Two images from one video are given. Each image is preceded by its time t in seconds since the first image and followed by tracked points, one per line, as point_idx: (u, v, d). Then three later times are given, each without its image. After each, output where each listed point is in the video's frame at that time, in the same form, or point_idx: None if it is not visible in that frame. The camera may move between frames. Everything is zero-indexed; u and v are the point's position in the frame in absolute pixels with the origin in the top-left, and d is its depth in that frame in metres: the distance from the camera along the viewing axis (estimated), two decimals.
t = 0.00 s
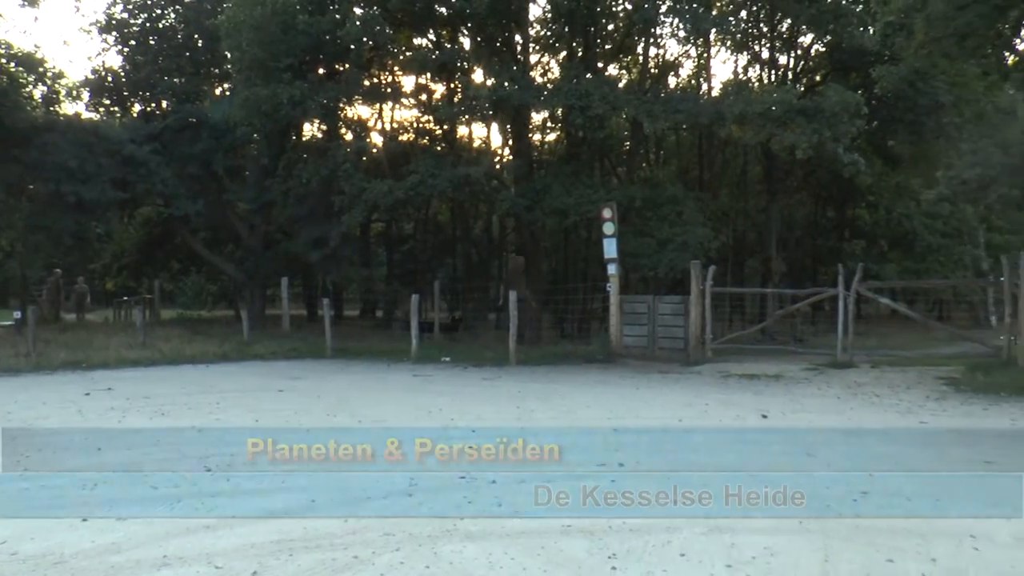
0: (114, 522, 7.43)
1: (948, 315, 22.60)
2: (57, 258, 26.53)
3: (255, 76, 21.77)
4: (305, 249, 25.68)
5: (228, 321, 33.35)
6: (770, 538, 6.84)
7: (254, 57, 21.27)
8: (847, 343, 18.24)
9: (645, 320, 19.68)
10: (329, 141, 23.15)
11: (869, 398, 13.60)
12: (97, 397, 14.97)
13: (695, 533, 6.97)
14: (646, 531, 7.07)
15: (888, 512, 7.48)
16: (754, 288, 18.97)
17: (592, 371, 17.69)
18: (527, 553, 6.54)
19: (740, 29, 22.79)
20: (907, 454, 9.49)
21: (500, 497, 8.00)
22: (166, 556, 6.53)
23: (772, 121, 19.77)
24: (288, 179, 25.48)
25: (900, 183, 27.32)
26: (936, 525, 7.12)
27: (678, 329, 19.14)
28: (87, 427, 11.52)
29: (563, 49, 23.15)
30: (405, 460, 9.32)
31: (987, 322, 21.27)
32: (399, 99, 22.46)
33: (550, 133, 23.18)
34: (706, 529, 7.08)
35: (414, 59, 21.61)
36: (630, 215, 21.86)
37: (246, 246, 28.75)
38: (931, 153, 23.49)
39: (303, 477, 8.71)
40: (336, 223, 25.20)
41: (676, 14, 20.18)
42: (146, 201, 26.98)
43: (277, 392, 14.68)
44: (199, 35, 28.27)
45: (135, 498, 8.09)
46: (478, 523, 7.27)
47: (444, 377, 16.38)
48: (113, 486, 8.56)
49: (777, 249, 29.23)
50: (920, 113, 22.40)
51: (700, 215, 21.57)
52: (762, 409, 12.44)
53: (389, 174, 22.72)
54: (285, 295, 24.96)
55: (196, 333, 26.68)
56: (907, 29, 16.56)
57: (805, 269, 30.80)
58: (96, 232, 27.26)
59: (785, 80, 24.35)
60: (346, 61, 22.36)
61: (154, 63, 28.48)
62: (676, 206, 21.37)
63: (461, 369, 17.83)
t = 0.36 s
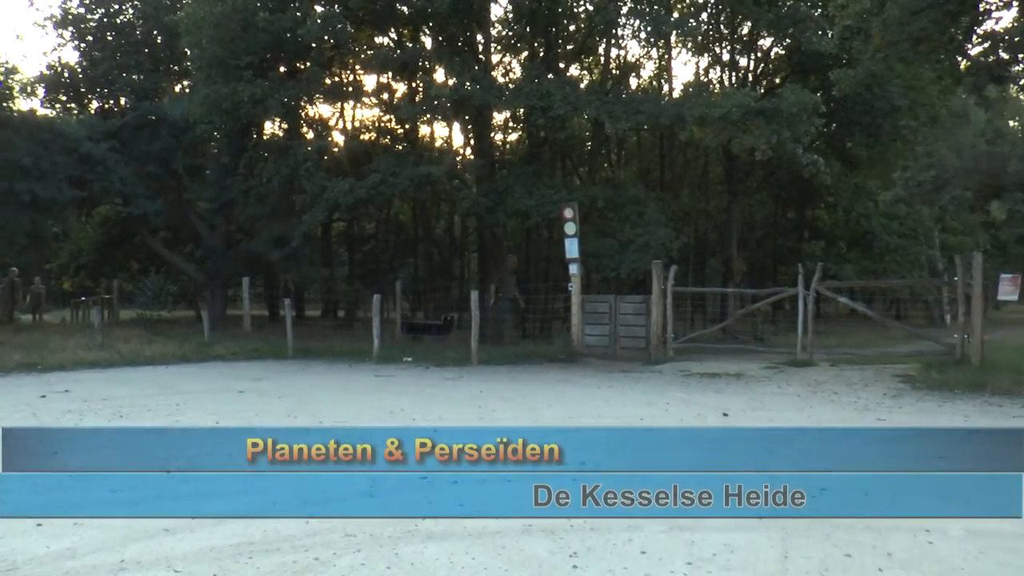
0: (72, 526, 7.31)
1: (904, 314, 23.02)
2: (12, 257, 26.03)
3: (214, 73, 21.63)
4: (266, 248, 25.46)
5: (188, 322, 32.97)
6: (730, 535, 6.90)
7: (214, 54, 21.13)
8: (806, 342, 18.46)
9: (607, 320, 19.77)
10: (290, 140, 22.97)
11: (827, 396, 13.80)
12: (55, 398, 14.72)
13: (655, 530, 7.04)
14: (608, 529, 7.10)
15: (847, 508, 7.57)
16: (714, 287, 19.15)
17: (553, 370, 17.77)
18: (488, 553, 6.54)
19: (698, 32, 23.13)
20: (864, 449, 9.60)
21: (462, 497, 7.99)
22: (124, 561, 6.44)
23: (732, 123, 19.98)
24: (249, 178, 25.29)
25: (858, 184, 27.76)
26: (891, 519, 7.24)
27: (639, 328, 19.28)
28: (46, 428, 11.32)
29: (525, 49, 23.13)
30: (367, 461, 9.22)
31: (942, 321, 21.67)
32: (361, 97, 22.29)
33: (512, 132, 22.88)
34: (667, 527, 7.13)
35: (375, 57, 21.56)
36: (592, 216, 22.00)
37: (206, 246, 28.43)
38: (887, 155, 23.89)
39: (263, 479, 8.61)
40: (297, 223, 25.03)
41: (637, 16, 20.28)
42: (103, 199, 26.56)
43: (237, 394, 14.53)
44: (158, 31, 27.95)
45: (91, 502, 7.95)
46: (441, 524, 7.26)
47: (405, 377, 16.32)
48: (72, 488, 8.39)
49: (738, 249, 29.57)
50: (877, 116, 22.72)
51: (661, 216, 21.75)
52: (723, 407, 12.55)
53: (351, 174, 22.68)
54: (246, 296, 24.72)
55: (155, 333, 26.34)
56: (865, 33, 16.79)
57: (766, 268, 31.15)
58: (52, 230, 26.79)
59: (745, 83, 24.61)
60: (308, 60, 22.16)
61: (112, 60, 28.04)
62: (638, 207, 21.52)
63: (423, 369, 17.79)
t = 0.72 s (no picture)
0: (42, 530, 7.20)
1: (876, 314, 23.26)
2: None
3: (188, 71, 21.45)
4: (240, 248, 25.29)
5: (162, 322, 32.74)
6: (705, 533, 6.94)
7: (187, 53, 20.97)
8: (781, 342, 18.60)
9: (582, 320, 19.82)
10: (265, 138, 22.84)
11: (802, 395, 13.90)
12: (26, 399, 14.57)
13: (630, 530, 7.05)
14: (583, 529, 7.11)
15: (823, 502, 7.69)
16: (689, 287, 19.23)
17: (529, 369, 17.81)
18: (463, 553, 6.53)
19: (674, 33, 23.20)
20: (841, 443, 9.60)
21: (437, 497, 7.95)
22: (95, 564, 6.36)
23: (706, 123, 20.09)
24: (224, 177, 25.15)
25: (831, 184, 28.00)
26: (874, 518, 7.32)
27: (615, 328, 19.36)
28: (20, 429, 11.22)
29: (500, 49, 23.05)
30: (346, 460, 8.78)
31: (914, 320, 21.95)
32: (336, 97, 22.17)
33: (488, 132, 23.10)
34: (643, 526, 7.16)
35: (350, 57, 21.42)
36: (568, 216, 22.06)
37: (180, 245, 28.21)
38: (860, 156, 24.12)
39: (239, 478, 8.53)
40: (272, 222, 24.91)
41: (612, 17, 20.33)
42: (76, 199, 26.28)
43: (212, 395, 14.39)
44: (131, 29, 27.71)
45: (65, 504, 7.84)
46: (416, 524, 7.24)
47: (381, 377, 16.25)
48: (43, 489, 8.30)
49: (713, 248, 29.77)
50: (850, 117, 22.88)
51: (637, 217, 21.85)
52: (698, 407, 12.57)
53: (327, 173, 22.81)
54: (220, 296, 24.58)
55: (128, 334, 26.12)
56: (838, 34, 16.90)
57: (741, 268, 31.33)
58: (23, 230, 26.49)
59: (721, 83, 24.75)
60: (283, 59, 22.01)
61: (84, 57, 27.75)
62: (613, 207, 21.61)
63: (399, 369, 17.78)
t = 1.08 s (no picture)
0: (17, 533, 7.11)
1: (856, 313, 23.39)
2: None
3: (167, 69, 21.28)
4: (220, 248, 25.11)
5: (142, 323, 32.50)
6: (686, 532, 6.96)
7: (166, 50, 20.79)
8: (762, 341, 18.67)
9: (563, 319, 19.83)
10: (245, 138, 22.72)
11: (782, 394, 13.94)
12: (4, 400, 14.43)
13: (611, 529, 7.05)
14: (563, 528, 7.11)
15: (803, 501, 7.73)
16: (670, 287, 19.23)
17: (510, 369, 17.79)
18: (444, 553, 6.52)
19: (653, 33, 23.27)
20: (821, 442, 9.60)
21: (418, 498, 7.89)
22: (72, 566, 6.30)
23: (686, 122, 20.16)
24: (204, 176, 25.00)
25: (811, 185, 28.18)
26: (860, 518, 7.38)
27: (596, 328, 19.39)
28: None
29: (481, 49, 22.99)
30: (346, 460, 8.25)
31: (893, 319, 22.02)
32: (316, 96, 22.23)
33: (469, 131, 23.38)
34: (624, 525, 7.16)
35: (330, 57, 21.26)
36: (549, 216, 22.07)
37: (160, 245, 28.00)
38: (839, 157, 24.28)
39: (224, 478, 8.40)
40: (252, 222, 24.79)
41: (592, 16, 20.34)
42: (53, 198, 26.03)
43: (192, 396, 14.22)
44: (110, 26, 27.52)
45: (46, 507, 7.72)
46: (396, 524, 7.22)
47: (362, 377, 16.21)
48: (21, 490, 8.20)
49: (694, 249, 29.88)
50: (829, 117, 22.99)
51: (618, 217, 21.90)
52: (679, 406, 12.62)
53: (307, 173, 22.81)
54: (200, 296, 24.40)
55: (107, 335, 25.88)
56: (817, 36, 16.97)
57: (721, 268, 31.49)
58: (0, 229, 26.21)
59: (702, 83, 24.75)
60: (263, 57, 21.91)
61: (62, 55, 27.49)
62: (594, 207, 21.67)
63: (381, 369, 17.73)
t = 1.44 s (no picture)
0: None
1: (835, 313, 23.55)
2: None
3: (147, 68, 21.14)
4: (200, 247, 24.94)
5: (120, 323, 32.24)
6: (667, 531, 6.99)
7: (146, 48, 20.63)
8: (743, 341, 18.75)
9: (543, 319, 19.86)
10: (225, 137, 22.62)
11: (762, 393, 14.04)
12: None
13: (592, 528, 7.08)
14: (544, 528, 7.12)
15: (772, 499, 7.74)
16: (651, 287, 19.25)
17: (491, 369, 17.79)
18: (424, 554, 6.51)
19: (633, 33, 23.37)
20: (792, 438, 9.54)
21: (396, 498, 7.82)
22: (49, 569, 6.22)
23: (666, 122, 20.24)
24: (184, 175, 24.88)
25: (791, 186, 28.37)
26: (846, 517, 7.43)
27: (576, 327, 19.44)
28: None
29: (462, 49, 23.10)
30: (346, 460, 8.17)
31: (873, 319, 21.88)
32: (298, 95, 22.16)
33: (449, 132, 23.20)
34: (605, 524, 7.19)
35: (311, 55, 21.15)
36: (530, 216, 22.09)
37: (139, 245, 27.78)
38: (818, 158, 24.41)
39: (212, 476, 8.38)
40: (233, 221, 24.69)
41: (572, 17, 20.35)
42: (31, 196, 25.76)
43: (172, 397, 14.11)
44: (88, 24, 27.37)
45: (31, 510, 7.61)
46: (376, 525, 7.21)
47: (342, 378, 16.19)
48: None
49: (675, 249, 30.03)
50: (809, 118, 23.10)
51: (598, 217, 21.96)
52: (660, 405, 12.72)
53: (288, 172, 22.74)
54: (180, 296, 24.25)
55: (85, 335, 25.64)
56: (797, 38, 17.09)
57: (702, 268, 31.64)
58: None
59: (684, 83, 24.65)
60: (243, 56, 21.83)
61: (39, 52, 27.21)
62: (574, 207, 21.71)
63: (361, 369, 17.65)
